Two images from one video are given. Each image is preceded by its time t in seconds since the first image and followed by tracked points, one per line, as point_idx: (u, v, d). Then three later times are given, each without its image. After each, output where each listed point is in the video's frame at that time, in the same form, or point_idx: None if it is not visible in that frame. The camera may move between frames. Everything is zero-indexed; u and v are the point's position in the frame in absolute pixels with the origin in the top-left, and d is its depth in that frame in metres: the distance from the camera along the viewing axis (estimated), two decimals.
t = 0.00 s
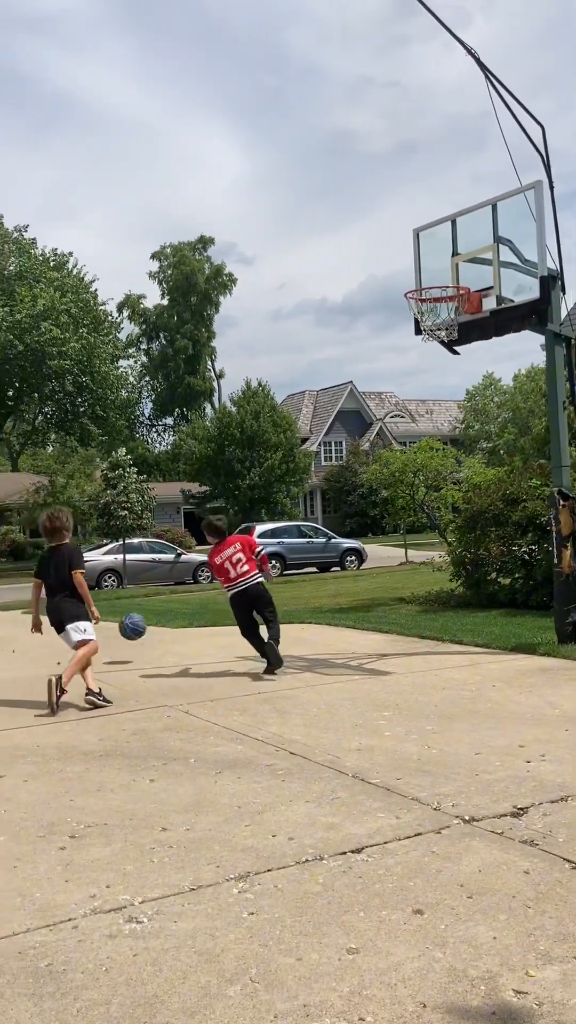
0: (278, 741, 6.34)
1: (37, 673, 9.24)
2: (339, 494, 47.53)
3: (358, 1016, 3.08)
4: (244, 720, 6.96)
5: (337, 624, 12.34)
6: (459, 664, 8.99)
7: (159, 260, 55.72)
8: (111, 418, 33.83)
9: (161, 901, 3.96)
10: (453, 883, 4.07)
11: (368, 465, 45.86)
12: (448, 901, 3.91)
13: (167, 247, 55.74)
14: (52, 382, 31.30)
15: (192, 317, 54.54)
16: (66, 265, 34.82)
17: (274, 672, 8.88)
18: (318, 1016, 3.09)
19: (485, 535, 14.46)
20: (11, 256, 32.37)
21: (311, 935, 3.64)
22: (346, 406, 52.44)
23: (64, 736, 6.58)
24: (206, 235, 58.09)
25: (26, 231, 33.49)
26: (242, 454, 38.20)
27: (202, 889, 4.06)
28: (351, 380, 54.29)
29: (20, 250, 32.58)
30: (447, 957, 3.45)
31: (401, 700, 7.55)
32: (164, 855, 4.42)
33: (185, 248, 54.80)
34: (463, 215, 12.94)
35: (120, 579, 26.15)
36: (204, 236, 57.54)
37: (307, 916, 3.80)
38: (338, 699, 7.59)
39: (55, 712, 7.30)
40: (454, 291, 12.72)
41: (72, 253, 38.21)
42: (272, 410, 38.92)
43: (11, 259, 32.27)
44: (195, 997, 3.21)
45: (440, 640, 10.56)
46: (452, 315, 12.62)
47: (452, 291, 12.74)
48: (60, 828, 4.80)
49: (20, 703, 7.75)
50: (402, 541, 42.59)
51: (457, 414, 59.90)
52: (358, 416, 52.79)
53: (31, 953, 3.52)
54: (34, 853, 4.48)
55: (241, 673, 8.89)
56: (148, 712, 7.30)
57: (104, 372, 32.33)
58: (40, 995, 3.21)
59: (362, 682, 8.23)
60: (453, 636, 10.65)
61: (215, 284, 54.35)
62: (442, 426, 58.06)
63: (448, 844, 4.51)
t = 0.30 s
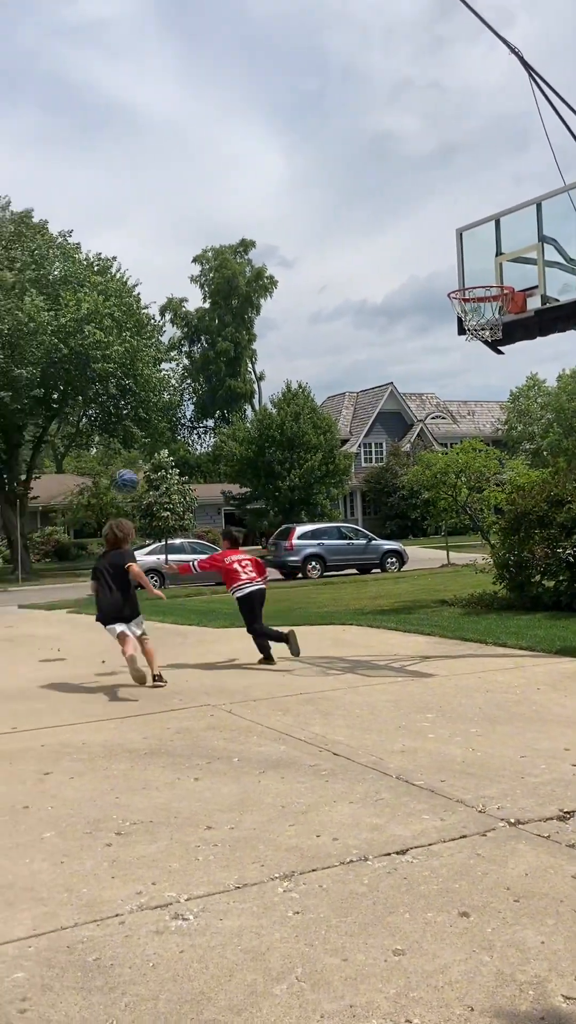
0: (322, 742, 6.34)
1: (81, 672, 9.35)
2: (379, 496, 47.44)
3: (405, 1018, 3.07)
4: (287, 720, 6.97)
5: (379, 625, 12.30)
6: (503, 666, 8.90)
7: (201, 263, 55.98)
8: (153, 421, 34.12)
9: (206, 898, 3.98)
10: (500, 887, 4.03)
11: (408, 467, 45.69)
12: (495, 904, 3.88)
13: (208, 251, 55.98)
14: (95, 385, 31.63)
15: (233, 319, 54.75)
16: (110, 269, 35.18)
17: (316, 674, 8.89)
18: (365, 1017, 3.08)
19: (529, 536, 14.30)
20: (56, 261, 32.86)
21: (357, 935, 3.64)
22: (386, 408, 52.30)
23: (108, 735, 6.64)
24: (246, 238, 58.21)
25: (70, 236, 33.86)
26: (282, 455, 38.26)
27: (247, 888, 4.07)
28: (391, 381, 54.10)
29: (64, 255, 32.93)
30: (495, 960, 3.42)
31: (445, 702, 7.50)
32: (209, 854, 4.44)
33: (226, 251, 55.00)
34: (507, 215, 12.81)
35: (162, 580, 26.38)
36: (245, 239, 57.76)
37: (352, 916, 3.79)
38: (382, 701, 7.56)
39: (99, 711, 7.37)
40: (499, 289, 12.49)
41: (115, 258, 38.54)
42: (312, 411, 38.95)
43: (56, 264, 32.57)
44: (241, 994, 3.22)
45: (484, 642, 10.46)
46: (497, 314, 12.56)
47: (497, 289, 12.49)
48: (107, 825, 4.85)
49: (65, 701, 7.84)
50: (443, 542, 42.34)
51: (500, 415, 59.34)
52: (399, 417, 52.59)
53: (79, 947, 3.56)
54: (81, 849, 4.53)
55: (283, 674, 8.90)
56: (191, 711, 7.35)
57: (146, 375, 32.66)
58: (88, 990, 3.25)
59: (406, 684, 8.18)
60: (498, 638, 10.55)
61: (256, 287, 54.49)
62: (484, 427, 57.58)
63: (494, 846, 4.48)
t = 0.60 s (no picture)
0: (370, 748, 6.32)
1: (129, 673, 9.44)
2: (426, 500, 47.16)
3: None
4: (335, 725, 6.96)
5: (426, 630, 12.24)
6: (554, 674, 8.79)
7: (248, 267, 56.27)
8: (200, 424, 34.38)
9: (258, 902, 3.99)
10: (556, 898, 3.97)
11: (455, 472, 45.36)
12: (550, 915, 3.82)
13: (255, 255, 56.24)
14: (143, 388, 31.94)
15: (279, 323, 54.94)
16: (158, 274, 35.53)
17: (363, 679, 8.86)
18: None
19: None
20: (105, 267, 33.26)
21: (409, 942, 3.62)
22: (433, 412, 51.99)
23: (158, 736, 6.71)
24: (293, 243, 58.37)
25: (119, 241, 34.20)
26: (328, 460, 38.23)
27: (299, 893, 4.07)
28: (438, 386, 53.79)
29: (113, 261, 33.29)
30: (550, 972, 3.37)
31: (494, 709, 7.43)
32: (260, 858, 4.45)
33: (273, 255, 55.21)
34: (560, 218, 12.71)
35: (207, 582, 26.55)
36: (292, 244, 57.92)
37: (405, 923, 3.77)
38: (430, 707, 7.52)
39: (148, 713, 7.44)
40: (552, 292, 12.37)
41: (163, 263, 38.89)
42: (358, 415, 38.93)
43: (105, 269, 32.72)
44: (294, 999, 3.22)
45: (534, 649, 10.33)
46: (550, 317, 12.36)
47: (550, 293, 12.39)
48: (158, 827, 4.88)
49: (114, 702, 7.94)
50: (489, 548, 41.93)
51: (548, 419, 58.58)
52: (446, 422, 52.23)
53: (133, 947, 3.59)
54: (132, 850, 4.57)
55: (330, 679, 8.90)
56: (239, 714, 7.38)
57: (193, 379, 32.94)
58: (143, 990, 3.27)
59: (454, 691, 8.12)
60: (548, 646, 10.43)
61: (302, 291, 54.63)
62: (533, 432, 56.92)
63: (548, 856, 4.42)
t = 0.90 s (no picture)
0: (405, 750, 6.29)
1: (164, 671, 9.50)
2: (460, 502, 46.86)
3: None
4: (369, 727, 6.94)
5: (461, 633, 12.16)
6: None
7: (283, 268, 56.38)
8: (234, 424, 34.50)
9: (294, 902, 3.99)
10: None
11: (490, 474, 45.05)
12: None
13: (290, 256, 56.34)
14: (178, 389, 32.14)
15: (314, 324, 54.96)
16: (194, 275, 35.75)
17: (398, 681, 8.83)
18: None
19: None
20: (141, 268, 33.40)
21: (446, 945, 3.59)
22: (469, 413, 51.66)
23: (192, 735, 6.74)
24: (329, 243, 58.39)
25: (155, 243, 34.44)
26: (362, 460, 38.13)
27: (335, 894, 4.05)
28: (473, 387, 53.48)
29: (150, 262, 33.58)
30: None
31: (531, 713, 7.37)
32: (295, 858, 4.45)
33: (308, 256, 55.26)
34: None
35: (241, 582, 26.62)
36: (327, 245, 57.92)
37: (442, 927, 3.74)
38: (465, 710, 7.47)
39: (182, 712, 7.48)
40: None
41: (199, 264, 39.10)
42: (392, 416, 38.84)
43: (142, 272, 33.23)
44: (330, 1000, 3.21)
45: (571, 653, 10.24)
46: None
47: None
48: (193, 825, 4.90)
49: (149, 700, 7.99)
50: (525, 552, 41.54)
51: None
52: (482, 423, 51.89)
53: (169, 944, 3.61)
54: (167, 848, 4.59)
55: (364, 680, 8.87)
56: (273, 714, 7.38)
57: (228, 379, 33.01)
58: (179, 987, 3.28)
59: (489, 694, 8.06)
60: None
61: (337, 292, 54.61)
62: (569, 434, 56.33)
63: None
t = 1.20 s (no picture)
0: (429, 750, 6.27)
1: (186, 669, 9.54)
2: (485, 501, 46.63)
3: None
4: (392, 727, 6.92)
5: (484, 633, 12.11)
6: None
7: (307, 267, 56.36)
8: (258, 424, 34.58)
9: (317, 901, 3.99)
10: None
11: (515, 474, 44.79)
12: None
13: (315, 255, 56.33)
14: (202, 388, 32.26)
15: (338, 323, 54.90)
16: (219, 274, 35.88)
17: (421, 681, 8.80)
18: None
19: None
20: (167, 267, 33.53)
21: (469, 946, 3.58)
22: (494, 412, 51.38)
23: (215, 732, 6.76)
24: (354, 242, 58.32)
25: (180, 242, 34.58)
26: (386, 460, 38.05)
27: (358, 893, 4.05)
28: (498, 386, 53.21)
29: (175, 261, 33.77)
30: None
31: (555, 714, 7.32)
32: (319, 857, 4.44)
33: (333, 255, 55.22)
34: None
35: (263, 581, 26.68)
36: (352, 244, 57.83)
37: (466, 928, 3.72)
38: (489, 711, 7.43)
39: (205, 710, 7.51)
40: None
41: (224, 264, 39.21)
42: (416, 416, 38.77)
43: (167, 270, 33.38)
44: (353, 999, 3.20)
45: None
46: None
47: None
48: (217, 822, 4.92)
49: (172, 698, 8.02)
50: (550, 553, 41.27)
51: None
52: (506, 423, 51.62)
53: (193, 941, 3.62)
54: (191, 846, 4.60)
55: (387, 679, 8.86)
56: (296, 713, 7.39)
57: (252, 379, 33.08)
58: (202, 984, 3.29)
59: (513, 695, 8.02)
60: None
61: (362, 291, 54.53)
62: None
63: None
